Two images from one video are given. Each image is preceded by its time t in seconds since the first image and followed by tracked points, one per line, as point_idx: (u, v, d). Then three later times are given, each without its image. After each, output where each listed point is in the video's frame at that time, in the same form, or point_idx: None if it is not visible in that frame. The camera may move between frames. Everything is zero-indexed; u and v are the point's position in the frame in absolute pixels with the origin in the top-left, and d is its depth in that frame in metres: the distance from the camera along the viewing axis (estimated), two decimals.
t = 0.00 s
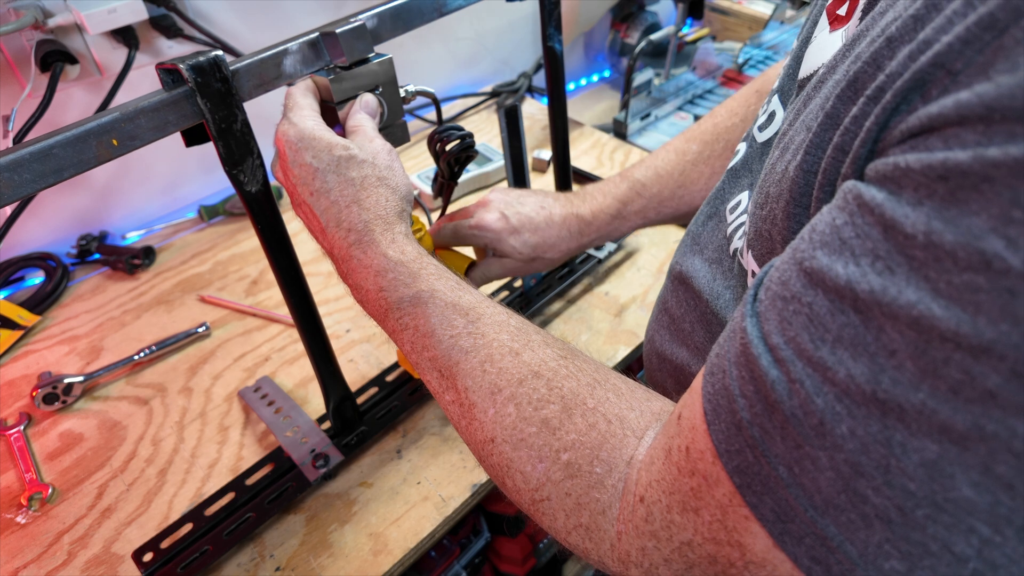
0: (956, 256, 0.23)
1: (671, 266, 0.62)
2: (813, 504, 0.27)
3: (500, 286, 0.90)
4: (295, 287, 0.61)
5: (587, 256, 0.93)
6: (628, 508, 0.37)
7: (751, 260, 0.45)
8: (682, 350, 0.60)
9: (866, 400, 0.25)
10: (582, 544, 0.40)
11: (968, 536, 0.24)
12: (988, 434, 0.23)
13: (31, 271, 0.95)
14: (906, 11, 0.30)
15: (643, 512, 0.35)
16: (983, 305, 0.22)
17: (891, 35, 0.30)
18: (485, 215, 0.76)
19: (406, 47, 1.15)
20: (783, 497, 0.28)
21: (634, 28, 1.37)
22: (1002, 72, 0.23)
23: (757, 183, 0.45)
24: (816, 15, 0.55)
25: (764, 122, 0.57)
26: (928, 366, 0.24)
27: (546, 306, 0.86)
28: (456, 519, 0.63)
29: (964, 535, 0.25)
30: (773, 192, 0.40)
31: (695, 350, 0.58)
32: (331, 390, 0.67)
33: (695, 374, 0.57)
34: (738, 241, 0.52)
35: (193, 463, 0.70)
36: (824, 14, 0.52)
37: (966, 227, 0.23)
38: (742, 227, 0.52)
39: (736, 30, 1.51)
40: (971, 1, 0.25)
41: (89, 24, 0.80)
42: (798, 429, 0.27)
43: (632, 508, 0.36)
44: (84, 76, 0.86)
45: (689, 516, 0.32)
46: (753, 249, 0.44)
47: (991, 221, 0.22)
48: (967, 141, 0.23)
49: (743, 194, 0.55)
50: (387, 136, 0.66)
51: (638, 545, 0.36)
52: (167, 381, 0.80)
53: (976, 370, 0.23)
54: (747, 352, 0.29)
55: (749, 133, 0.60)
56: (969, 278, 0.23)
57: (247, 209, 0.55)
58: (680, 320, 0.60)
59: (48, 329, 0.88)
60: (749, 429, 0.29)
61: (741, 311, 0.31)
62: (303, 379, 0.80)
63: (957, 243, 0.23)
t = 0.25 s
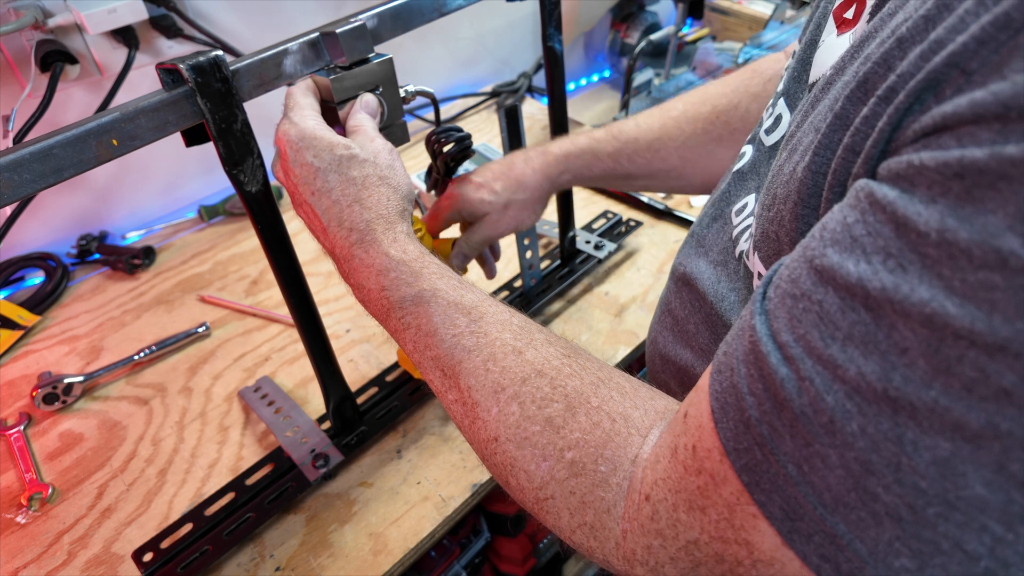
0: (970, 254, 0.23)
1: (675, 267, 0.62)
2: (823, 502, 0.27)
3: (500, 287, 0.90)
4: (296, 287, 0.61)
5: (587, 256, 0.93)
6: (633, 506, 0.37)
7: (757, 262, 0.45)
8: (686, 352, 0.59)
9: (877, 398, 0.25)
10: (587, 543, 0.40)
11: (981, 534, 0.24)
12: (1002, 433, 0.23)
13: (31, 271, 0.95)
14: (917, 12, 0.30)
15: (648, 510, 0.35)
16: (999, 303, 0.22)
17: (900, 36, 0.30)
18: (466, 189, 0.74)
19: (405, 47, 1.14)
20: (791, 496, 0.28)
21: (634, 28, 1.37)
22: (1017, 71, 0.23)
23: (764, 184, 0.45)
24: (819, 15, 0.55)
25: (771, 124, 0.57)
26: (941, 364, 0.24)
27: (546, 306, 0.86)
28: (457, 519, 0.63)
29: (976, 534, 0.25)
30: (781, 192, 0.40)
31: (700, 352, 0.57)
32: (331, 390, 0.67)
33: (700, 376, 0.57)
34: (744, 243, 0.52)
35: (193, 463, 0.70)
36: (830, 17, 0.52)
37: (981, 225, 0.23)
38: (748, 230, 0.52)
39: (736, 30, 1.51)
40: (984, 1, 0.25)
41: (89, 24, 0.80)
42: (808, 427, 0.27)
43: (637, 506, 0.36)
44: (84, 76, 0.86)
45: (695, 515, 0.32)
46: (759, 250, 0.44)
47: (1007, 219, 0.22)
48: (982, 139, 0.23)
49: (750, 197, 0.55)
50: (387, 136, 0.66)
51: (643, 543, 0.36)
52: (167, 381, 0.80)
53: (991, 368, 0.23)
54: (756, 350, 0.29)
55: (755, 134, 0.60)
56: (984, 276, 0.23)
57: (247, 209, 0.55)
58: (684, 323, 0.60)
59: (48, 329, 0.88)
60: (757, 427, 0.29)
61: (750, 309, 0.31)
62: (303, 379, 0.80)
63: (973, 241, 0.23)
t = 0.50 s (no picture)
0: (969, 244, 0.23)
1: (677, 267, 0.62)
2: (822, 495, 0.27)
3: (500, 287, 0.90)
4: (296, 286, 0.61)
5: (586, 256, 0.93)
6: (632, 503, 0.37)
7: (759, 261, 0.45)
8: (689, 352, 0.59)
9: (876, 390, 0.25)
10: (586, 541, 0.40)
11: (979, 526, 0.25)
12: (1001, 423, 0.23)
13: (31, 272, 0.95)
14: (917, 8, 0.30)
15: (648, 507, 0.35)
16: (997, 293, 0.22)
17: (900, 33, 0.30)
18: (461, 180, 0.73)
19: (405, 47, 1.14)
20: (791, 490, 0.28)
21: (634, 28, 1.37)
22: (1015, 62, 0.23)
23: (765, 183, 0.45)
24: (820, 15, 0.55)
25: (772, 124, 0.56)
26: (940, 355, 0.24)
27: (545, 306, 0.86)
28: (456, 518, 0.63)
29: (974, 525, 0.25)
30: (782, 191, 0.40)
31: (703, 353, 0.57)
32: (331, 390, 0.67)
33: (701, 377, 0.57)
34: (747, 243, 0.52)
35: (193, 463, 0.70)
36: (831, 16, 0.52)
37: (979, 216, 0.23)
38: (750, 231, 0.52)
39: (736, 30, 1.51)
40: None
41: (89, 24, 0.80)
42: (807, 421, 0.27)
43: (637, 503, 0.36)
44: (84, 76, 0.86)
45: (695, 511, 0.32)
46: (761, 249, 0.44)
47: (1005, 209, 0.22)
48: (980, 131, 0.23)
49: (753, 197, 0.55)
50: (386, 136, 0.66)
51: (642, 540, 0.36)
52: (167, 381, 0.80)
53: (988, 358, 0.23)
54: (756, 344, 0.29)
55: (756, 134, 0.60)
56: (983, 267, 0.23)
57: (247, 208, 0.55)
58: (687, 324, 0.60)
59: (48, 329, 0.88)
60: (757, 421, 0.29)
61: (750, 305, 0.31)
62: (303, 379, 0.80)
63: (971, 232, 0.23)
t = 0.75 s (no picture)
0: (967, 244, 0.23)
1: (679, 268, 0.62)
2: (820, 496, 0.27)
3: (501, 287, 0.90)
4: (295, 287, 0.61)
5: (587, 256, 0.93)
6: (632, 505, 0.37)
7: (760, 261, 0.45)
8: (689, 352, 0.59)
9: (874, 391, 0.25)
10: (586, 542, 0.40)
11: (977, 526, 0.24)
12: (999, 423, 0.23)
13: (31, 272, 0.95)
14: (917, 8, 0.30)
15: (647, 508, 0.35)
16: (994, 293, 0.22)
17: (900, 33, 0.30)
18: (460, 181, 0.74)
19: (405, 47, 1.14)
20: (789, 491, 0.28)
21: (634, 28, 1.37)
22: (1014, 62, 0.23)
23: (766, 183, 0.45)
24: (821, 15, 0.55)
25: (773, 124, 0.56)
26: (938, 355, 0.24)
27: (546, 306, 0.86)
28: (456, 519, 0.63)
29: (973, 525, 0.25)
30: (783, 190, 0.40)
31: (703, 354, 0.57)
32: (331, 390, 0.67)
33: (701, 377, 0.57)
34: (749, 243, 0.52)
35: (193, 463, 0.70)
36: (833, 16, 0.52)
37: (977, 216, 0.23)
38: (752, 231, 0.52)
39: (736, 30, 1.51)
40: None
41: (89, 24, 0.80)
42: (806, 422, 0.27)
43: (636, 505, 0.36)
44: (84, 76, 0.86)
45: (694, 512, 0.32)
46: (762, 248, 0.44)
47: (1003, 209, 0.22)
48: (978, 131, 0.23)
49: (755, 197, 0.55)
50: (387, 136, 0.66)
51: (642, 542, 0.36)
52: (167, 381, 0.80)
53: (986, 358, 0.23)
54: (754, 345, 0.29)
55: (758, 134, 0.60)
56: (981, 267, 0.23)
57: (247, 208, 0.55)
58: (688, 324, 0.60)
59: (48, 329, 0.88)
60: (755, 422, 0.29)
61: (749, 306, 0.31)
62: (303, 379, 0.80)
63: (969, 232, 0.23)
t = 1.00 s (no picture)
0: (960, 246, 0.23)
1: (675, 266, 0.62)
2: (816, 498, 0.27)
3: (500, 287, 0.90)
4: (296, 288, 0.61)
5: (587, 256, 0.93)
6: (631, 507, 0.37)
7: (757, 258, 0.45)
8: (686, 349, 0.60)
9: (870, 393, 0.25)
10: (586, 544, 0.40)
11: (972, 529, 0.25)
12: (992, 425, 0.23)
13: (31, 272, 0.95)
14: (913, 6, 0.30)
15: (646, 510, 0.35)
16: (987, 295, 0.22)
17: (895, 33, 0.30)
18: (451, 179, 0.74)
19: (405, 47, 1.14)
20: (786, 493, 0.28)
21: (634, 28, 1.37)
22: (1007, 63, 0.23)
23: (763, 181, 0.45)
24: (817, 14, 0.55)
25: (764, 118, 0.57)
26: (932, 357, 0.24)
27: (546, 306, 0.86)
28: (456, 519, 0.63)
29: (968, 528, 0.25)
30: (780, 188, 0.40)
31: (699, 350, 0.58)
32: (331, 390, 0.67)
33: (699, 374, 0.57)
34: (745, 240, 0.52)
35: (193, 463, 0.70)
36: (829, 13, 0.52)
37: (970, 218, 0.23)
38: (748, 226, 0.52)
39: (736, 31, 1.51)
40: None
41: (89, 24, 0.80)
42: (802, 423, 0.27)
43: (636, 507, 0.36)
44: (84, 76, 0.86)
45: (692, 514, 0.32)
46: (759, 246, 0.44)
47: (995, 211, 0.22)
48: (972, 133, 0.24)
49: (748, 193, 0.55)
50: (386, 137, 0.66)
51: (641, 544, 0.36)
52: (167, 381, 0.80)
53: (979, 360, 0.23)
54: (751, 347, 0.29)
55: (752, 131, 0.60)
56: (974, 269, 0.23)
57: (247, 209, 0.55)
58: (685, 322, 0.60)
59: (48, 329, 0.88)
60: (752, 424, 0.29)
61: (746, 307, 0.31)
62: (303, 379, 0.80)
63: (961, 234, 0.23)
